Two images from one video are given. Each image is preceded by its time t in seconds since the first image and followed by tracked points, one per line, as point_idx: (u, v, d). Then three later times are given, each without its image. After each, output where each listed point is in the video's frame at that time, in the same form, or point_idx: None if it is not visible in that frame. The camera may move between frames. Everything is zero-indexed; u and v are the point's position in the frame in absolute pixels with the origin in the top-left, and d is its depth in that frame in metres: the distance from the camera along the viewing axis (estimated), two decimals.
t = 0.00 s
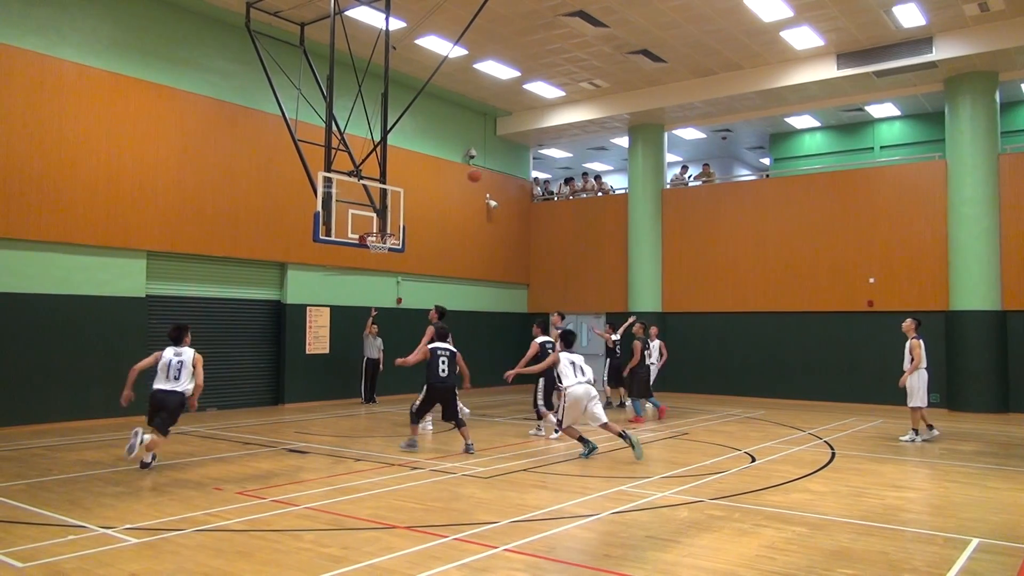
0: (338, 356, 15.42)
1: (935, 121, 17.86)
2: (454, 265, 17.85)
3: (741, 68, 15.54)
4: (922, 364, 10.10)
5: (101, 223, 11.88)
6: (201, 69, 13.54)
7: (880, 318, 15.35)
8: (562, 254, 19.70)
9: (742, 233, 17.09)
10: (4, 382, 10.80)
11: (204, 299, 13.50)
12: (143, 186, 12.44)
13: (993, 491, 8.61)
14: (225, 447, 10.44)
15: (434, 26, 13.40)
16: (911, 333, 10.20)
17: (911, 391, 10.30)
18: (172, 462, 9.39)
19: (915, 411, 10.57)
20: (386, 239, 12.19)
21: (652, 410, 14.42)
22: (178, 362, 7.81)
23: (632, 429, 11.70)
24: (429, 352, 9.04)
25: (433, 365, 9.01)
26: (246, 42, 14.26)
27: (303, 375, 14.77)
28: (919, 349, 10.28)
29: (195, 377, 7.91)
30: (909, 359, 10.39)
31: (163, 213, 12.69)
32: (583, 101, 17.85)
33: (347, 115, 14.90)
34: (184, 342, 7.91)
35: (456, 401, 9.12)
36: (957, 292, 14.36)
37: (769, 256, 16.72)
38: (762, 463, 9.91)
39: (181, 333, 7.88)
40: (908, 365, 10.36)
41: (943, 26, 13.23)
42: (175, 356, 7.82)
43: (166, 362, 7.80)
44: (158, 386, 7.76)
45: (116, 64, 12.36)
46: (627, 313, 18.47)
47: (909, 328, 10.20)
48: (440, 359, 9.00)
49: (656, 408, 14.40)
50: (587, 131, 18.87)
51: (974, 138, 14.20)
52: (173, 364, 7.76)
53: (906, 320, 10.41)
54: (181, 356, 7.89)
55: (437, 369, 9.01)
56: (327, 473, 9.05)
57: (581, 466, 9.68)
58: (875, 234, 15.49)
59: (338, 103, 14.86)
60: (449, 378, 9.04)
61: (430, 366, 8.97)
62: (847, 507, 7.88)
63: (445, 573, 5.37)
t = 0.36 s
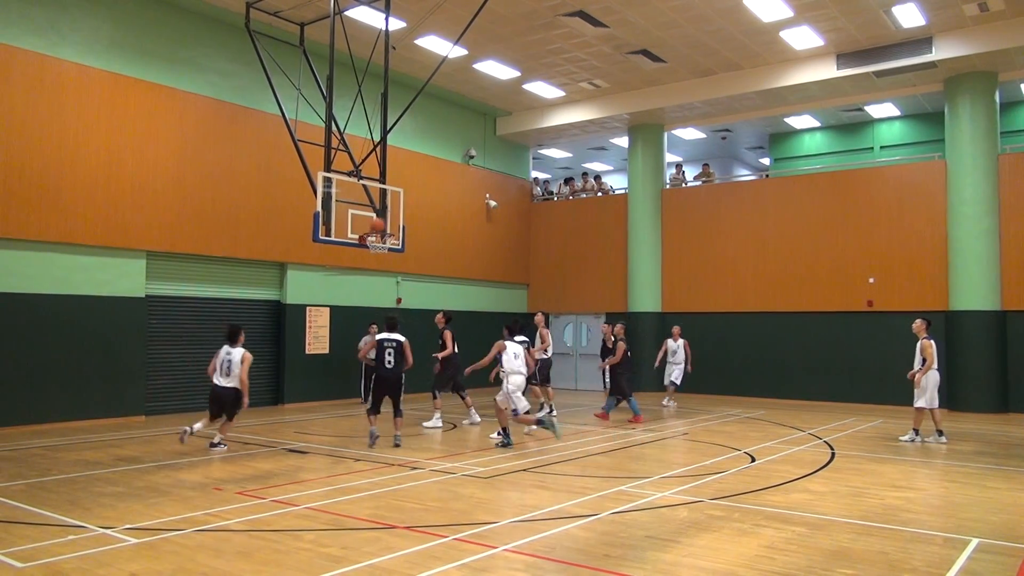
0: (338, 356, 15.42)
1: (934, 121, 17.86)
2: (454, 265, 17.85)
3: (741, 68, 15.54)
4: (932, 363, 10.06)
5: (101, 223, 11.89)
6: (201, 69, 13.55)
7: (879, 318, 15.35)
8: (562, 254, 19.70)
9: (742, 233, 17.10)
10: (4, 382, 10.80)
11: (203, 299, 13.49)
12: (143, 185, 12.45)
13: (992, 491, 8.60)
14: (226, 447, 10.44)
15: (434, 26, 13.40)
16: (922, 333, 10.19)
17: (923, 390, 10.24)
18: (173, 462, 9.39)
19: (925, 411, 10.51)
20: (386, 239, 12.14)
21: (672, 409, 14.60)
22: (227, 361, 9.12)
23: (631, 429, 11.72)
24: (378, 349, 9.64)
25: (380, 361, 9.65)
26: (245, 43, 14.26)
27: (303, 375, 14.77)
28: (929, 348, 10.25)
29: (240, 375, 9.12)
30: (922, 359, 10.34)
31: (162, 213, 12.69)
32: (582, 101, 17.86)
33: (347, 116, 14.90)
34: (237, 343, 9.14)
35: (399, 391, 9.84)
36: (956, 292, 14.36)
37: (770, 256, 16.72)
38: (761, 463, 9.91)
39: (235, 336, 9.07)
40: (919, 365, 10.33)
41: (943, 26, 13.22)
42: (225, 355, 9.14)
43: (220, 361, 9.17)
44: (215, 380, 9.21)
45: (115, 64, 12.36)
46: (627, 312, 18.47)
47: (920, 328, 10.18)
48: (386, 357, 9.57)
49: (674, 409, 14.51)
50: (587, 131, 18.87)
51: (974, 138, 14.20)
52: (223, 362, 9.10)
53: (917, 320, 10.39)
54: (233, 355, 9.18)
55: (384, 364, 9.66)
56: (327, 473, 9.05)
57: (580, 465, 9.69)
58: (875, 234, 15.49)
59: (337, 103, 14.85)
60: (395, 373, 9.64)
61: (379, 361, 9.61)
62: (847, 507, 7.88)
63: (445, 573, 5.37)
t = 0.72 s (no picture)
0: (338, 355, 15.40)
1: (935, 121, 17.87)
2: (455, 265, 17.84)
3: (742, 68, 15.52)
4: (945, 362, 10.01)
5: (102, 223, 11.90)
6: (202, 70, 13.55)
7: (880, 318, 15.34)
8: (563, 254, 19.70)
9: (743, 233, 17.09)
10: (5, 382, 10.81)
11: (204, 299, 13.49)
12: (145, 186, 12.46)
13: (993, 491, 8.60)
14: (226, 447, 10.43)
15: (434, 26, 13.40)
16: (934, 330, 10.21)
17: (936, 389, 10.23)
18: (173, 462, 9.38)
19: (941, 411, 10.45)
20: (387, 239, 12.20)
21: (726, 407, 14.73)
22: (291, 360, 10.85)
23: (631, 428, 11.72)
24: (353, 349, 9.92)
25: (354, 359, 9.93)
26: (246, 43, 14.27)
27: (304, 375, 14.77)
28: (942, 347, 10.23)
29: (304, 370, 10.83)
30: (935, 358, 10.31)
31: (164, 213, 12.70)
32: (583, 101, 17.86)
33: (348, 115, 14.89)
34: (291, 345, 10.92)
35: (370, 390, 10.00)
36: (957, 292, 14.35)
37: (770, 256, 16.71)
38: (762, 463, 9.90)
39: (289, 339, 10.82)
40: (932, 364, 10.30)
41: (944, 26, 13.22)
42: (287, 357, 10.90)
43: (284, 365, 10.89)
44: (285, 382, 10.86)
45: (115, 64, 12.36)
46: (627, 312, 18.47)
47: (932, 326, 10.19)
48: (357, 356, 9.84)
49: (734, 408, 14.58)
50: (587, 131, 18.87)
51: (975, 138, 14.19)
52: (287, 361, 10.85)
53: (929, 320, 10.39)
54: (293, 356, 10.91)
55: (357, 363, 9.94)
56: (327, 473, 9.04)
57: (581, 465, 9.68)
58: (876, 234, 15.48)
59: (338, 103, 14.85)
60: (365, 374, 9.86)
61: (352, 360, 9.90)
62: (848, 507, 7.87)
63: (446, 573, 5.37)
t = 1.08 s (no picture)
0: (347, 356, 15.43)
1: (947, 120, 17.76)
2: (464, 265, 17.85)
3: (752, 67, 15.47)
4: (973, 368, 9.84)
5: (114, 223, 11.97)
6: (213, 71, 13.62)
7: (891, 318, 15.27)
8: (573, 254, 19.69)
9: (753, 232, 17.05)
10: (17, 381, 10.90)
11: (214, 298, 13.54)
12: (156, 186, 12.53)
13: (1007, 492, 8.53)
14: (236, 447, 10.47)
15: (444, 26, 13.42)
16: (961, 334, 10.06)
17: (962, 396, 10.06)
18: (184, 462, 9.43)
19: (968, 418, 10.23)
20: (396, 239, 12.11)
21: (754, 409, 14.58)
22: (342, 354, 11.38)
23: (641, 429, 11.72)
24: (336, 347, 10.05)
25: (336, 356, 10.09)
26: (256, 44, 14.33)
27: (314, 375, 14.82)
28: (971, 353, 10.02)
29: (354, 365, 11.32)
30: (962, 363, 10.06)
31: (175, 213, 12.77)
32: (592, 101, 17.85)
33: (357, 116, 14.92)
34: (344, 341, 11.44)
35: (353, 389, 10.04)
36: (969, 291, 14.27)
37: (781, 255, 16.65)
38: (774, 463, 9.86)
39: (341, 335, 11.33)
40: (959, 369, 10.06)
41: (955, 24, 13.14)
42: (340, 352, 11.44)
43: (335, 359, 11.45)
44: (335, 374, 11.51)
45: (126, 65, 12.43)
46: (637, 312, 18.45)
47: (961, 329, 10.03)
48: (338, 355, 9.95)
49: (756, 409, 14.49)
50: (597, 131, 18.86)
51: (987, 136, 14.10)
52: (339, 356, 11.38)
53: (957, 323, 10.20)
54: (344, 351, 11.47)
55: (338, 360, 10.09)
56: (337, 472, 9.07)
57: (591, 466, 9.67)
58: (887, 233, 15.41)
59: (348, 103, 14.89)
60: (347, 373, 9.88)
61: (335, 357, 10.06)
62: (859, 508, 7.83)
63: (456, 573, 5.38)
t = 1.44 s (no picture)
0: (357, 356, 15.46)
1: (960, 119, 17.64)
2: (473, 265, 17.85)
3: (761, 66, 15.42)
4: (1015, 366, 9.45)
5: (124, 223, 12.04)
6: (222, 72, 13.67)
7: (902, 318, 15.18)
8: (581, 254, 19.67)
9: (762, 232, 16.99)
10: (29, 381, 10.97)
11: (223, 299, 13.59)
12: (166, 186, 12.59)
13: (1019, 494, 8.47)
14: (246, 446, 10.51)
15: (453, 26, 13.42)
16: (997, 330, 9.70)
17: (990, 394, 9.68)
18: (194, 461, 9.46)
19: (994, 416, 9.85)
20: (405, 239, 12.27)
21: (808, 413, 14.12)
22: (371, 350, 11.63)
23: (650, 429, 11.71)
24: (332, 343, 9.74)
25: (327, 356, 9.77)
26: (267, 45, 14.38)
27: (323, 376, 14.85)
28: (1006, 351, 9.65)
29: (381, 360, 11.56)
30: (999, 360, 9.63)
31: (185, 213, 12.82)
32: (601, 101, 17.82)
33: (367, 117, 14.95)
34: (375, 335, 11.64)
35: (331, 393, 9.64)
36: (981, 291, 14.18)
37: (791, 255, 16.59)
38: (784, 464, 9.83)
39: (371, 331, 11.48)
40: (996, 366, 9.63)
41: (967, 23, 13.06)
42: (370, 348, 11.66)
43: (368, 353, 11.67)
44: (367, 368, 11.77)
45: (137, 67, 12.50)
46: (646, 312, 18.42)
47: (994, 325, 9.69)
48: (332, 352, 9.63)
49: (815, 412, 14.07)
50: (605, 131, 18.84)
51: (999, 135, 14.01)
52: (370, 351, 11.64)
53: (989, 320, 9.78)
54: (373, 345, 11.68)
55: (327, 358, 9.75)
56: (346, 472, 9.09)
57: (600, 466, 9.66)
58: (898, 232, 15.33)
59: (357, 104, 14.92)
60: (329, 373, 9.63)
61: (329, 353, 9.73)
62: (870, 509, 7.79)
63: (465, 573, 5.38)
